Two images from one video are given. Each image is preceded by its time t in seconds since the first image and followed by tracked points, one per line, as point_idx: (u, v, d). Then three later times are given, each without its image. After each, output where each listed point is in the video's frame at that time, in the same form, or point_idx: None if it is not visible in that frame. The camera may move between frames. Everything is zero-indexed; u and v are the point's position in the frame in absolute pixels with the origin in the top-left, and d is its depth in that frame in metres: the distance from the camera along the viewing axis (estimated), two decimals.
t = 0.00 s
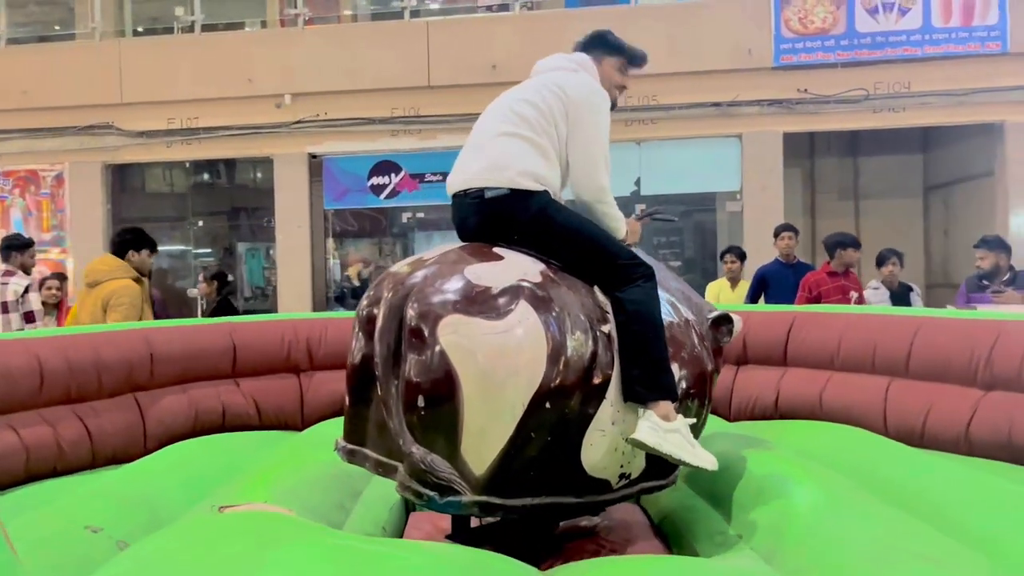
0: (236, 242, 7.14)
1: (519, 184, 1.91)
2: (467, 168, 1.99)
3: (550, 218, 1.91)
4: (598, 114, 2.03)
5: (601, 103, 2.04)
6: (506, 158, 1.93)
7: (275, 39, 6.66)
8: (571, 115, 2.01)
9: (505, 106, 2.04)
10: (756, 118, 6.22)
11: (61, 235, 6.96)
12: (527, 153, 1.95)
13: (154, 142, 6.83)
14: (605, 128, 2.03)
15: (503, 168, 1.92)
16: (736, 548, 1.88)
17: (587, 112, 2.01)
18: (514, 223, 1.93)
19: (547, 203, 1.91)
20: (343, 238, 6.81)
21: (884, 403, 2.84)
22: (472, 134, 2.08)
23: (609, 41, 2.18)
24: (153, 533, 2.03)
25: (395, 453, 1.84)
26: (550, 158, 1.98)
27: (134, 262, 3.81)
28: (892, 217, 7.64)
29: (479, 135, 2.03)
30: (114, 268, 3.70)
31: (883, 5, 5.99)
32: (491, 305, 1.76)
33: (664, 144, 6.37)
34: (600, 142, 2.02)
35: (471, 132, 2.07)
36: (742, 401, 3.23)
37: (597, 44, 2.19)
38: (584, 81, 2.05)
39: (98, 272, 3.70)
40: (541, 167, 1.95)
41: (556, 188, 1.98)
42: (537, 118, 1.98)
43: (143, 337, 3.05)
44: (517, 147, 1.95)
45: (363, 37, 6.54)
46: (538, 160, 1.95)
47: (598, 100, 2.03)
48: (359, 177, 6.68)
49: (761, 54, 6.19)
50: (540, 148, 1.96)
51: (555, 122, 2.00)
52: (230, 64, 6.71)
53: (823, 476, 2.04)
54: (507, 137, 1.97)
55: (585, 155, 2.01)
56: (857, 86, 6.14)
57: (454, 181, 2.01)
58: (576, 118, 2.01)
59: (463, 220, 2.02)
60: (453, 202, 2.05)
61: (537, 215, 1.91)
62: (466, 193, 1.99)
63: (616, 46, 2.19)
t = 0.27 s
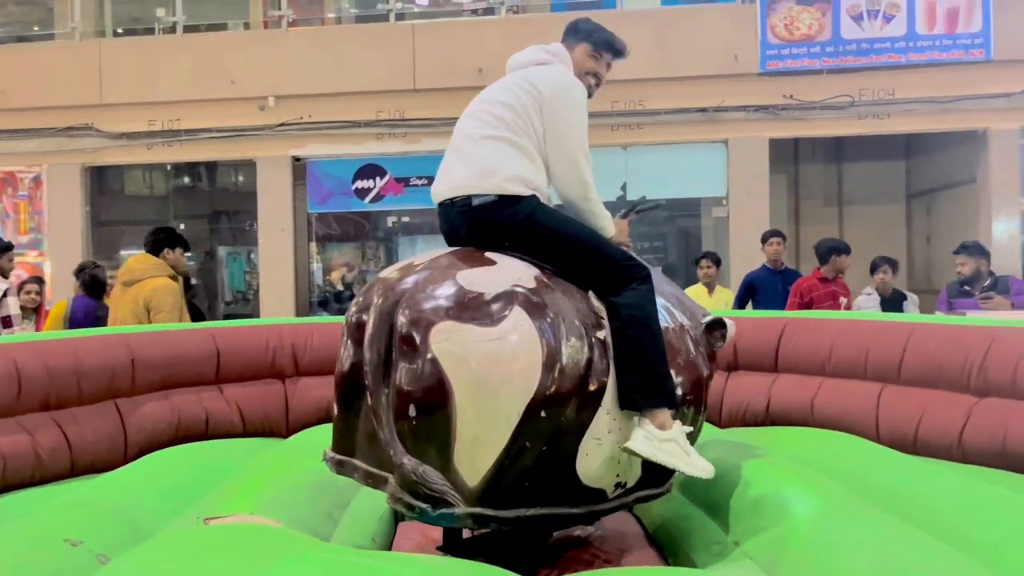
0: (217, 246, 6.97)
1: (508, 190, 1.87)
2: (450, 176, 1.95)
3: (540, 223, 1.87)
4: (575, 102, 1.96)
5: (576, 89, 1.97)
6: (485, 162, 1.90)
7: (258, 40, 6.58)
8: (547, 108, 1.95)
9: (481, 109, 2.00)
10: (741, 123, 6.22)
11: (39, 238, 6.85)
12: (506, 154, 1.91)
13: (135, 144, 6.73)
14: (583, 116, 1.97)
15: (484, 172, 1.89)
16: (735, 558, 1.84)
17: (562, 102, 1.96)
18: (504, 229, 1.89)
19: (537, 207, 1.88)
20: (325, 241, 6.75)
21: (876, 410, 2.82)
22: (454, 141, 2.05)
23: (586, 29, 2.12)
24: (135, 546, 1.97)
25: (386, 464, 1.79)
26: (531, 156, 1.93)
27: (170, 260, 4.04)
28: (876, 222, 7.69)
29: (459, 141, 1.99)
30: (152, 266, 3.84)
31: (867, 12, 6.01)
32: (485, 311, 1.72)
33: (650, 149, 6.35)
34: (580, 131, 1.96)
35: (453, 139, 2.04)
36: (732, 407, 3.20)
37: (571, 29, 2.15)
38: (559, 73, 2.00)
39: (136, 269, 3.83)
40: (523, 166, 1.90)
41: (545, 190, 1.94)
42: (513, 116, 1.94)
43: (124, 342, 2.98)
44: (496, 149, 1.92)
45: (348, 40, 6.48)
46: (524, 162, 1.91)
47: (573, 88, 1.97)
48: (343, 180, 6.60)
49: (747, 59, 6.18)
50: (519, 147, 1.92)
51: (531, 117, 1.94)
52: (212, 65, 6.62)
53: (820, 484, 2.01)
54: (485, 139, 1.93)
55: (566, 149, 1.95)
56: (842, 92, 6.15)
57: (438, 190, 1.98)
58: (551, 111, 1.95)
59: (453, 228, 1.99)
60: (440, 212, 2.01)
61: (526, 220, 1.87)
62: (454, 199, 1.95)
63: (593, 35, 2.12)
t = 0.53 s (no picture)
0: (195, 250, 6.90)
1: (494, 197, 1.84)
2: (431, 184, 1.93)
3: (524, 233, 1.84)
4: (554, 102, 1.93)
5: (555, 88, 1.94)
6: (466, 169, 1.87)
7: (238, 44, 6.51)
8: (526, 110, 1.92)
9: (461, 115, 1.97)
10: (723, 132, 6.23)
11: (13, 242, 6.73)
12: (487, 159, 1.88)
13: (112, 148, 6.65)
14: (564, 116, 1.94)
15: (466, 179, 1.86)
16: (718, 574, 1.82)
17: (541, 103, 1.92)
18: (487, 238, 1.87)
19: (522, 215, 1.85)
20: (304, 247, 6.68)
21: (858, 420, 2.82)
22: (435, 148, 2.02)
23: (563, 26, 2.10)
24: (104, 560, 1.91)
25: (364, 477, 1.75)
26: (513, 160, 1.90)
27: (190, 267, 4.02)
28: (857, 231, 7.72)
29: (439, 148, 1.96)
30: (173, 273, 3.90)
31: (848, 23, 6.04)
32: (467, 322, 1.68)
33: (633, 157, 6.34)
34: (562, 132, 1.93)
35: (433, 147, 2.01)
36: (715, 417, 3.21)
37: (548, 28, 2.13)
38: (538, 73, 1.97)
39: (157, 278, 3.89)
40: (505, 171, 1.87)
41: (530, 197, 1.92)
42: (493, 120, 1.91)
43: (97, 350, 2.92)
44: (477, 155, 1.89)
45: (329, 45, 6.43)
46: (508, 168, 1.88)
47: (551, 87, 1.94)
48: (324, 185, 6.54)
49: (729, 68, 6.18)
50: (500, 151, 1.89)
51: (511, 119, 1.92)
52: (191, 69, 6.54)
53: (803, 497, 1.99)
54: (465, 145, 1.91)
55: (549, 152, 1.93)
56: (823, 102, 6.18)
57: (419, 198, 1.95)
58: (530, 112, 1.92)
59: (436, 237, 1.95)
60: (423, 220, 1.98)
61: (509, 230, 1.84)
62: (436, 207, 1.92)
63: (570, 32, 2.10)
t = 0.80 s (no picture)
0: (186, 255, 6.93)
1: (480, 203, 1.82)
2: (417, 190, 1.90)
3: (511, 240, 1.82)
4: (540, 106, 1.92)
5: (541, 92, 1.93)
6: (452, 174, 1.85)
7: (228, 48, 6.47)
8: (512, 114, 1.91)
9: (446, 120, 1.95)
10: (714, 140, 6.24)
11: None
12: (474, 165, 1.86)
13: (100, 151, 6.60)
14: (550, 120, 1.92)
15: (452, 184, 1.83)
16: None
17: (526, 107, 1.91)
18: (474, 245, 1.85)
19: (508, 221, 1.83)
20: (294, 252, 6.63)
21: (846, 430, 2.80)
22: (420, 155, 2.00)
23: (550, 29, 2.08)
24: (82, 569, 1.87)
25: (347, 487, 1.72)
26: (500, 165, 1.88)
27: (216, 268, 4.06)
28: (847, 241, 7.71)
29: (424, 154, 1.94)
30: (199, 275, 3.98)
31: (838, 33, 6.04)
32: (452, 329, 1.66)
33: (623, 165, 6.34)
34: (548, 137, 1.91)
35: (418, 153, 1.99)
36: (703, 426, 3.19)
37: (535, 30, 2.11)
38: (523, 77, 1.95)
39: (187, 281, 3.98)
40: (492, 176, 1.85)
41: (517, 202, 1.90)
42: (479, 125, 1.89)
43: (79, 354, 2.89)
44: (463, 161, 1.87)
45: (320, 50, 6.40)
46: (494, 174, 1.86)
47: (537, 91, 1.92)
48: (314, 190, 6.52)
49: (720, 77, 6.17)
50: (487, 156, 1.87)
51: (497, 124, 1.90)
52: (180, 72, 6.50)
53: (791, 508, 1.97)
54: (451, 150, 1.88)
55: (535, 157, 1.91)
56: (813, 112, 6.20)
57: (405, 205, 1.92)
58: (516, 117, 1.90)
59: (422, 243, 1.93)
60: (409, 226, 1.96)
61: (495, 237, 1.82)
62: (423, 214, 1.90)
63: (557, 35, 2.08)
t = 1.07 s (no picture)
0: (180, 258, 6.89)
1: (470, 207, 1.83)
2: (407, 194, 1.91)
3: (502, 244, 1.83)
4: (531, 111, 1.93)
5: (532, 97, 1.94)
6: (442, 179, 1.86)
7: (224, 52, 6.48)
8: (502, 119, 1.92)
9: (437, 124, 1.96)
10: (708, 148, 6.26)
11: None
12: (464, 169, 1.87)
13: (95, 153, 6.60)
14: (540, 125, 1.94)
15: (442, 188, 1.85)
16: None
17: (517, 112, 1.92)
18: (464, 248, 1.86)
19: (499, 225, 1.84)
20: (290, 257, 6.64)
21: (836, 436, 2.82)
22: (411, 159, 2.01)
23: (541, 35, 2.09)
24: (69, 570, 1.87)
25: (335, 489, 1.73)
26: (490, 170, 1.89)
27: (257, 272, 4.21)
28: (841, 249, 7.74)
29: (415, 158, 1.95)
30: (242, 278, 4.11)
31: (832, 42, 6.08)
32: (442, 332, 1.67)
33: (617, 171, 6.37)
34: (538, 142, 1.92)
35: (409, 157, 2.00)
36: (694, 432, 3.20)
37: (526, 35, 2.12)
38: (514, 81, 1.96)
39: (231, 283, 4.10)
40: (483, 181, 1.87)
41: (507, 206, 1.91)
42: (469, 130, 1.90)
43: (71, 356, 2.89)
44: (454, 165, 1.88)
45: (316, 54, 6.41)
46: (485, 178, 1.87)
47: (527, 95, 1.93)
48: (309, 194, 6.54)
49: (715, 85, 6.19)
50: (477, 160, 1.88)
51: (488, 129, 1.91)
52: (176, 75, 6.50)
53: (779, 513, 1.98)
54: (442, 155, 1.90)
55: (526, 161, 1.92)
56: (807, 120, 6.22)
57: (395, 209, 1.93)
58: (506, 121, 1.91)
59: (413, 247, 1.94)
60: (400, 230, 1.97)
61: (485, 241, 1.83)
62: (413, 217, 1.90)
63: (549, 41, 2.10)
